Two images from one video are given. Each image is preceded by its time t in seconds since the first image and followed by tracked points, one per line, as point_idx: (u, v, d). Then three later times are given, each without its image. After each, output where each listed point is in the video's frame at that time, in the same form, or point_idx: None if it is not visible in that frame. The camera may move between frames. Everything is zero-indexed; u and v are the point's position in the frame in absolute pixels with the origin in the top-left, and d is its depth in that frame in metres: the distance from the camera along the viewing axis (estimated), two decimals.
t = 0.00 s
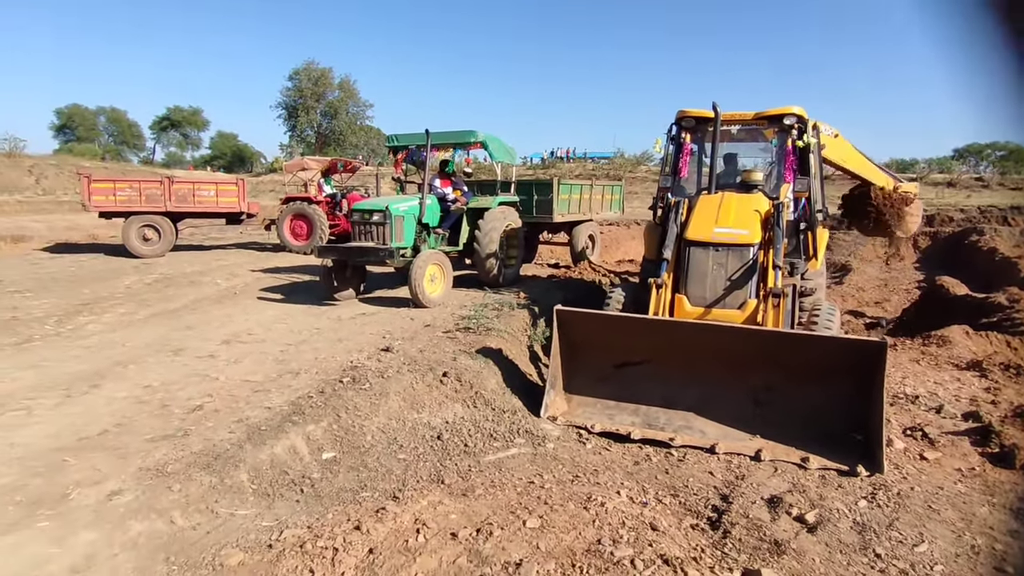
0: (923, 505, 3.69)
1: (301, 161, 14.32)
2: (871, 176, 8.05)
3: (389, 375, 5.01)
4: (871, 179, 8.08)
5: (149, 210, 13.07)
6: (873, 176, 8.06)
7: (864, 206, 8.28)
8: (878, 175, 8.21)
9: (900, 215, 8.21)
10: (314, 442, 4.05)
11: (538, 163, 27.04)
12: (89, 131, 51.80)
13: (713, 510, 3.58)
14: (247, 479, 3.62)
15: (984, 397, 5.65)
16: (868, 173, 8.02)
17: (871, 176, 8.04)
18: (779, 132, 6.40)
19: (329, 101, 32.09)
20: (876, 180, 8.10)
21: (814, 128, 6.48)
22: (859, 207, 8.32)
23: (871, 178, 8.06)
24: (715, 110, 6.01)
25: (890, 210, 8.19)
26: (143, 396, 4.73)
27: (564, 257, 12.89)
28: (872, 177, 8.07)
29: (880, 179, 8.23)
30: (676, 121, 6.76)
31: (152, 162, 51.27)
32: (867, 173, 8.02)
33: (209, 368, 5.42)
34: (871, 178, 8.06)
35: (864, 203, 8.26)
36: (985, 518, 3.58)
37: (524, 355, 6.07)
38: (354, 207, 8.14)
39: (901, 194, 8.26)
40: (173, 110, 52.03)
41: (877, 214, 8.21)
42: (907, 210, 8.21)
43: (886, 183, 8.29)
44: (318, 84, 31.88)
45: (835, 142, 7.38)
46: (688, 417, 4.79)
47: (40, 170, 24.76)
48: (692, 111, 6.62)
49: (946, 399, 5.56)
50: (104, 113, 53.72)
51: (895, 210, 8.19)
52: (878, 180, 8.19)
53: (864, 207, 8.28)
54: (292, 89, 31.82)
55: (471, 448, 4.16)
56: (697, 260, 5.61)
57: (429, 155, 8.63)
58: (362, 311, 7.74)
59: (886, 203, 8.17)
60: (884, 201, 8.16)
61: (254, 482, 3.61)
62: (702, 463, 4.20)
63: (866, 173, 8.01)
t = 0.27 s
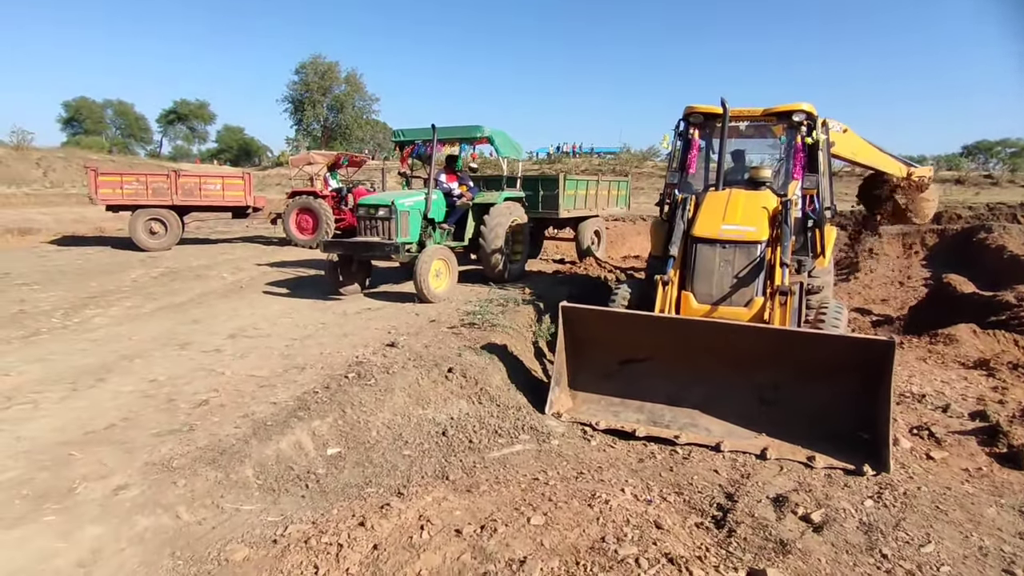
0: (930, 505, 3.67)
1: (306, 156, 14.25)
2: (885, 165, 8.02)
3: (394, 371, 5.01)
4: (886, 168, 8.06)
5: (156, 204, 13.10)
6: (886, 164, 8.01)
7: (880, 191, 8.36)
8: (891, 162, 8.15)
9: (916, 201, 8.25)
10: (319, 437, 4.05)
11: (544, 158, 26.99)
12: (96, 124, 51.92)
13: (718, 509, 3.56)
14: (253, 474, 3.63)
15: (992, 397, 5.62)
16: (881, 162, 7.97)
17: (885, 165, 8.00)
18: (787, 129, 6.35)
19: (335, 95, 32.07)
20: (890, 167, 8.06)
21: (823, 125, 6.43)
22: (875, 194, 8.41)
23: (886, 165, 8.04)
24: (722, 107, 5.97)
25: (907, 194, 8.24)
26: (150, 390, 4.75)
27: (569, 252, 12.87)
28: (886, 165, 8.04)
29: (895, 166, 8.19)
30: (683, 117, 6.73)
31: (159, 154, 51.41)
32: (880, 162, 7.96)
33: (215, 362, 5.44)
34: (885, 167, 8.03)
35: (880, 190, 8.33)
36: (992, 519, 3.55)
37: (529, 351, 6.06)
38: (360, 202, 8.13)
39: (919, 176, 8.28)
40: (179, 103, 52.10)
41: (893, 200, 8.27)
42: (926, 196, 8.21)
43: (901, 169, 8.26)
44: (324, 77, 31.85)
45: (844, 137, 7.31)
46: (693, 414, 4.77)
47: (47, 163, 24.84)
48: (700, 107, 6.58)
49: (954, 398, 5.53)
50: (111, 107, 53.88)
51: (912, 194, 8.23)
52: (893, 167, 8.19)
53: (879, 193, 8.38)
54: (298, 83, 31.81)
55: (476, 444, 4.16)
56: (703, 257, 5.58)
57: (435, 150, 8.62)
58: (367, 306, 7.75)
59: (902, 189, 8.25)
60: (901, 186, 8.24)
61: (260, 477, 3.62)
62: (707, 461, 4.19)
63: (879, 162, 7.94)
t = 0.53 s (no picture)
0: (923, 491, 3.71)
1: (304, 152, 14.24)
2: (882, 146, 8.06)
3: (392, 364, 5.04)
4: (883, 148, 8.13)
5: (153, 201, 13.11)
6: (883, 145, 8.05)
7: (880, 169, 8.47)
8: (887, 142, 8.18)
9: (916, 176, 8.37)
10: (318, 430, 4.08)
11: (542, 151, 26.97)
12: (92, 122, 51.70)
13: (712, 496, 3.60)
14: (252, 467, 3.66)
15: (986, 384, 5.66)
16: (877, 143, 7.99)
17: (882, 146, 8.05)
18: (783, 120, 6.37)
19: (332, 90, 32.01)
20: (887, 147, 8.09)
21: (819, 116, 6.45)
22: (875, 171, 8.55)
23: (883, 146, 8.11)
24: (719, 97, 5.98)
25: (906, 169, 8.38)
26: (149, 386, 4.78)
27: (567, 246, 12.89)
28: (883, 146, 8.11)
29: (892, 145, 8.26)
30: (679, 109, 6.74)
31: (156, 152, 51.31)
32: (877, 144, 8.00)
33: (214, 357, 5.47)
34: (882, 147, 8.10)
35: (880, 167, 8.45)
36: (984, 504, 3.59)
37: (527, 344, 6.09)
38: (357, 197, 8.15)
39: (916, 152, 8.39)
40: (176, 100, 51.95)
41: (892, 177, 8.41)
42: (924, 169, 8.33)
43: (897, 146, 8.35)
44: (321, 73, 31.77)
45: (839, 125, 7.33)
46: (689, 405, 4.81)
47: (44, 161, 24.80)
48: (696, 98, 6.59)
49: (948, 386, 5.57)
50: (108, 104, 53.71)
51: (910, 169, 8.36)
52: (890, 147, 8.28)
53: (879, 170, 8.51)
54: (295, 79, 31.73)
55: (474, 435, 4.19)
56: (699, 248, 5.61)
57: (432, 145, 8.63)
58: (365, 300, 7.78)
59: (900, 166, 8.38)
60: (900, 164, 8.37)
61: (259, 470, 3.65)
62: (703, 451, 4.22)
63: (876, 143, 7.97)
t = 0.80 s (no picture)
0: (916, 478, 3.73)
1: (297, 151, 14.21)
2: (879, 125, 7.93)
3: (387, 361, 5.05)
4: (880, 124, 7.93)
5: (147, 202, 13.08)
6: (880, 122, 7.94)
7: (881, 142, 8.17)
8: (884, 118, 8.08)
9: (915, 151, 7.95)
10: (312, 429, 4.09)
11: (537, 147, 26.94)
12: (85, 124, 51.44)
13: (706, 487, 3.62)
14: (247, 466, 3.67)
15: (980, 371, 5.68)
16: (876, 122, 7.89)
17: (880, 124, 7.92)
18: (774, 111, 6.38)
19: (326, 89, 31.92)
20: (886, 125, 7.97)
21: (810, 107, 6.45)
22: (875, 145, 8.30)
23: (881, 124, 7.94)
24: (709, 90, 5.99)
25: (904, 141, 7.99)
26: (143, 387, 4.78)
27: (563, 240, 12.90)
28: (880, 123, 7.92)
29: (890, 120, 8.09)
30: (671, 102, 6.74)
31: (150, 153, 51.16)
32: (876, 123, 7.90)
33: (208, 357, 5.47)
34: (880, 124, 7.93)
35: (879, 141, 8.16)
36: (976, 490, 3.62)
37: (522, 339, 6.10)
38: (350, 195, 8.14)
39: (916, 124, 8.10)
40: (169, 101, 51.75)
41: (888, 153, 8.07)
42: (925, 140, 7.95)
43: (895, 120, 8.11)
44: (315, 71, 31.66)
45: (830, 113, 7.37)
46: (684, 397, 4.82)
47: (38, 164, 24.70)
48: (687, 91, 6.60)
49: (942, 374, 5.59)
50: (101, 106, 53.51)
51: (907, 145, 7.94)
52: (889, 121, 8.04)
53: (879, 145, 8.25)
54: (288, 77, 31.64)
55: (469, 431, 4.20)
56: (692, 241, 5.62)
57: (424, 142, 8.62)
58: (361, 298, 7.78)
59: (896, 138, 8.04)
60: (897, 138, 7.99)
61: (254, 469, 3.66)
62: (697, 442, 4.24)
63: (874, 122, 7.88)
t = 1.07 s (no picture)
0: (912, 470, 3.75)
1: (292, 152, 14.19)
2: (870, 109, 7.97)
3: (384, 362, 5.05)
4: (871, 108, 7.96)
5: (142, 206, 13.05)
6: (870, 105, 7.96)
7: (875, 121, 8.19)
8: (873, 100, 8.10)
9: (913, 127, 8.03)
10: (309, 430, 4.10)
11: (533, 144, 26.92)
12: (79, 128, 51.24)
13: (703, 482, 3.63)
14: (244, 469, 3.67)
15: (976, 362, 5.71)
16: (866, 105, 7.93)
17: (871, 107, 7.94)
18: (767, 106, 6.38)
19: (320, 89, 31.85)
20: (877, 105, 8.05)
21: (803, 101, 6.46)
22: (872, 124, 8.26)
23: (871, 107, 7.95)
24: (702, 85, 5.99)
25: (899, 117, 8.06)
26: (140, 392, 4.78)
27: (560, 238, 12.90)
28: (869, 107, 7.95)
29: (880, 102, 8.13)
30: (664, 98, 6.74)
31: (145, 156, 51.04)
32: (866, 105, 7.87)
33: (205, 361, 5.46)
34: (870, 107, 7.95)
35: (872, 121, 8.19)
36: (972, 481, 3.64)
37: (519, 337, 6.10)
38: (345, 196, 8.14)
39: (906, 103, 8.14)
40: (163, 104, 51.60)
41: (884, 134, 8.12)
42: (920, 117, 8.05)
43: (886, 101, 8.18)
44: (309, 72, 31.58)
45: (821, 105, 7.38)
46: (681, 393, 4.83)
47: (32, 169, 24.63)
48: (680, 87, 6.60)
49: (938, 365, 5.61)
50: (94, 110, 53.36)
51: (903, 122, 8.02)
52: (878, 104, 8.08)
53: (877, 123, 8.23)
54: (282, 78, 31.56)
55: (466, 430, 4.21)
56: (687, 237, 5.63)
57: (418, 141, 8.62)
58: (357, 299, 7.77)
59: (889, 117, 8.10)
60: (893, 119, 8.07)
61: (251, 471, 3.66)
62: (694, 438, 4.25)
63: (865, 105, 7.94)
